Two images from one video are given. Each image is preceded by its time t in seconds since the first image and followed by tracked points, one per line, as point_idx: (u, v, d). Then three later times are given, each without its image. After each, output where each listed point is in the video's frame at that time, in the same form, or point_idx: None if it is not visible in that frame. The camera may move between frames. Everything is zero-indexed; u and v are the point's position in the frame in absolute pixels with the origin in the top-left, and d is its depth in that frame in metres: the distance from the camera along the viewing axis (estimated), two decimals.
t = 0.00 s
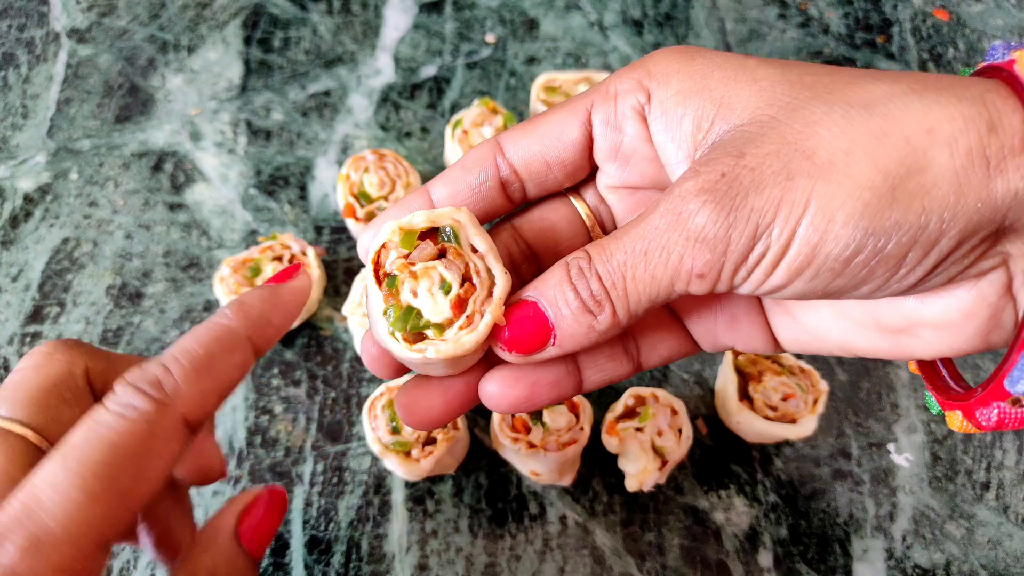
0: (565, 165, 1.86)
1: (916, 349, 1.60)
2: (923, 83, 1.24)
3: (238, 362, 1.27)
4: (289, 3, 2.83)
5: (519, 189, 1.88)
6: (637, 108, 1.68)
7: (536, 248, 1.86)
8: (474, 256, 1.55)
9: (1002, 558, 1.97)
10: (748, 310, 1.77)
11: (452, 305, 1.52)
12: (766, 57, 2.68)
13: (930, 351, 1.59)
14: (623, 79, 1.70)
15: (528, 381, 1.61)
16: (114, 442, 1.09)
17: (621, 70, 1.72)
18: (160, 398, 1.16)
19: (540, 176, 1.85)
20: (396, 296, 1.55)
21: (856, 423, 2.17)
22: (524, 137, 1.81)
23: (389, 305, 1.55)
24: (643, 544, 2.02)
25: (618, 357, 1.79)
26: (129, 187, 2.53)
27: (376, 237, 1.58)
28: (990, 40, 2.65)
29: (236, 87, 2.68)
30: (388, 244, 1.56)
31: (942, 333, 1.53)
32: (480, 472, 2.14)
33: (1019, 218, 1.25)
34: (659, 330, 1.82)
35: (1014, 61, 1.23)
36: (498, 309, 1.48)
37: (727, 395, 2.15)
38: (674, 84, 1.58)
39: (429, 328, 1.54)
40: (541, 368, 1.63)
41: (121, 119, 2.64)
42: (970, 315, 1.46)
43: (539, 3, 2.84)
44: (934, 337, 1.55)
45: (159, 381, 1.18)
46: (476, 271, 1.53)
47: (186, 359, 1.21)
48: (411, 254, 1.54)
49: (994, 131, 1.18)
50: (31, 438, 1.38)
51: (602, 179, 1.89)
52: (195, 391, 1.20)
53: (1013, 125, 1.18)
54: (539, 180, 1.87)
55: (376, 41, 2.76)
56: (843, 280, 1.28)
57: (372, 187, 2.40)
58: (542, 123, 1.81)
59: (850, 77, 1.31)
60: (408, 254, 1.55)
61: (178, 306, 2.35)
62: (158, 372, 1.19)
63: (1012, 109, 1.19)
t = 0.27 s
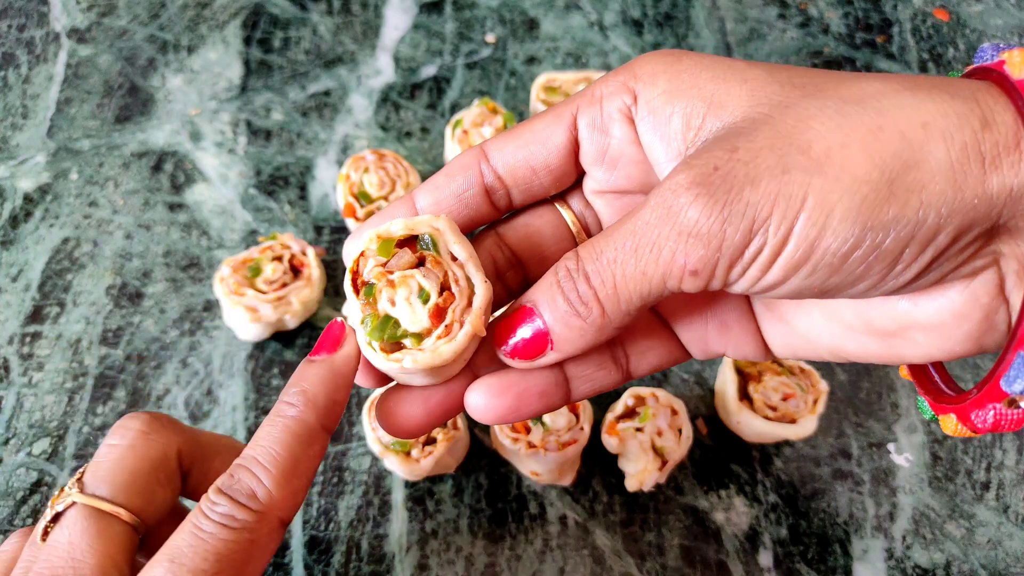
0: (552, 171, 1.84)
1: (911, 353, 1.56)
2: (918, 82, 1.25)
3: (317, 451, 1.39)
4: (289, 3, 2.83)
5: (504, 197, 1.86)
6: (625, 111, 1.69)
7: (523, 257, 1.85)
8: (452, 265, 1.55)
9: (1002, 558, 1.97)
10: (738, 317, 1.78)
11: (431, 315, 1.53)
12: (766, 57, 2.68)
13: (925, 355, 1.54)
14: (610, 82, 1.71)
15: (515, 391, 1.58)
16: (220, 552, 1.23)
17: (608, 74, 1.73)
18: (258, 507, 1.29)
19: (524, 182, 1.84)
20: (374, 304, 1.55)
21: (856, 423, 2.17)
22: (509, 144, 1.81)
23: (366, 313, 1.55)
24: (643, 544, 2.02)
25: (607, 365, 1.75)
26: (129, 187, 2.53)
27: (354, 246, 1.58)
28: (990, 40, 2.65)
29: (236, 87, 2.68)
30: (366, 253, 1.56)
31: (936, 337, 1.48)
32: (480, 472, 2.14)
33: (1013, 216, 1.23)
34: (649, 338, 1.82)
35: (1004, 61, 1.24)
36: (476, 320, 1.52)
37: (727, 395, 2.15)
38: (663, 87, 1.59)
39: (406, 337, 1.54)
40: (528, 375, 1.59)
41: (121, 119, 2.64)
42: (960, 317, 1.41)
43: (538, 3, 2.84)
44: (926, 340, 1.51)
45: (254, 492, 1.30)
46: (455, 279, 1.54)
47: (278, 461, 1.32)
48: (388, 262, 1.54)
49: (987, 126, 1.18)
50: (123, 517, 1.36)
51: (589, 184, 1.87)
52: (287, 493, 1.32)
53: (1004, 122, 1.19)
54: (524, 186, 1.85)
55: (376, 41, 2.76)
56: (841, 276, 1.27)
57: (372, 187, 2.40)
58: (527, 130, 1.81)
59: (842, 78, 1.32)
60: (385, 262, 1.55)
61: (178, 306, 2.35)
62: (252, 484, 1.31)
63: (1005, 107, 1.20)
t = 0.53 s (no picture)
0: (553, 181, 1.77)
1: (931, 349, 1.43)
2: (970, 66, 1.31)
3: (319, 448, 1.40)
4: (289, 3, 2.83)
5: (502, 210, 1.83)
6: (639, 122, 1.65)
7: (515, 273, 1.88)
8: (446, 279, 1.57)
9: (1001, 558, 1.97)
10: (738, 325, 1.66)
11: (418, 330, 1.53)
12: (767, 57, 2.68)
13: (948, 350, 1.41)
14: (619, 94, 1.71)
15: (503, 405, 1.57)
16: (220, 548, 1.23)
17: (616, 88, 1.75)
18: (258, 503, 1.29)
19: (523, 193, 1.80)
20: (362, 313, 1.55)
21: (857, 423, 2.16)
22: (510, 157, 1.77)
23: (353, 322, 1.53)
24: (643, 544, 2.02)
25: (598, 383, 1.70)
26: (129, 187, 2.53)
27: (348, 250, 1.60)
28: (990, 40, 2.66)
29: (236, 87, 2.68)
30: (358, 257, 1.58)
31: (961, 322, 1.36)
32: (480, 472, 2.13)
33: None
34: (644, 356, 1.73)
35: None
36: (464, 339, 1.54)
37: (727, 395, 2.15)
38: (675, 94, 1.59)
39: (392, 350, 1.53)
40: (516, 392, 1.59)
41: (121, 119, 2.63)
42: (990, 297, 1.33)
43: (539, 3, 2.84)
44: (948, 328, 1.39)
45: (255, 488, 1.30)
46: (446, 294, 1.56)
47: (279, 457, 1.33)
48: (380, 269, 1.55)
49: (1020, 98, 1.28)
50: (128, 514, 1.35)
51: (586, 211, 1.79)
52: (287, 490, 1.33)
53: None
54: (523, 199, 1.81)
55: (376, 41, 2.76)
56: (884, 155, 1.28)
57: (372, 187, 2.40)
58: (531, 141, 1.76)
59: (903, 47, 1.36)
60: (377, 269, 1.56)
61: (178, 306, 2.35)
62: (253, 480, 1.31)
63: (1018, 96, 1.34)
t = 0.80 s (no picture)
0: (554, 186, 1.82)
1: (935, 352, 1.43)
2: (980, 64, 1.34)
3: (314, 449, 1.39)
4: (289, 3, 2.83)
5: (500, 214, 1.83)
6: (653, 117, 1.72)
7: (513, 281, 1.86)
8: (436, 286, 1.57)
9: (1002, 558, 1.97)
10: (739, 331, 1.64)
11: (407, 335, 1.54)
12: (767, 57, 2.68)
13: (952, 353, 1.42)
14: (624, 100, 1.79)
15: (498, 414, 1.56)
16: (217, 549, 1.23)
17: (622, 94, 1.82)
18: (254, 504, 1.29)
19: (522, 200, 1.82)
20: (352, 317, 1.55)
21: (857, 423, 2.16)
22: (511, 162, 1.82)
23: (343, 325, 1.54)
24: (643, 545, 2.02)
25: (595, 395, 1.66)
26: (129, 187, 2.53)
27: (341, 253, 1.60)
28: (990, 40, 2.66)
29: (236, 87, 2.68)
30: (350, 261, 1.58)
31: (963, 324, 1.38)
32: (480, 472, 2.13)
33: None
34: (643, 367, 1.69)
35: None
36: (451, 347, 1.53)
37: (727, 395, 2.14)
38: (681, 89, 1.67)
39: (380, 356, 1.53)
40: (511, 401, 1.58)
41: (121, 119, 2.63)
42: (989, 295, 1.36)
43: (539, 3, 2.83)
44: (951, 329, 1.39)
45: (251, 489, 1.30)
46: (435, 302, 1.55)
47: (275, 458, 1.33)
48: (371, 274, 1.56)
49: None
50: (130, 519, 1.34)
51: (593, 204, 1.80)
52: (283, 489, 1.32)
53: None
54: (523, 204, 1.82)
55: (376, 41, 2.76)
56: (877, 135, 1.31)
57: (372, 187, 2.40)
58: (532, 148, 1.82)
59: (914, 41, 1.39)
60: (367, 273, 1.56)
61: (178, 306, 2.35)
62: (249, 481, 1.31)
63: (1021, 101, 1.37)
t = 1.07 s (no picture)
0: (554, 183, 1.81)
1: (933, 355, 1.43)
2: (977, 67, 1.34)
3: (312, 448, 1.39)
4: (289, 3, 2.83)
5: (500, 212, 1.82)
6: (652, 116, 1.72)
7: (512, 279, 1.85)
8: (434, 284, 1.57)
9: (1002, 558, 1.97)
10: (738, 331, 1.63)
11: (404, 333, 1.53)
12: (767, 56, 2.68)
13: (949, 356, 1.42)
14: (625, 98, 1.79)
15: (494, 407, 1.56)
16: (218, 549, 1.23)
17: (623, 92, 1.82)
18: (253, 503, 1.29)
19: (522, 197, 1.81)
20: (348, 314, 1.55)
21: (857, 422, 2.16)
22: (511, 158, 1.81)
23: (340, 322, 1.54)
24: (643, 544, 2.02)
25: (593, 391, 1.66)
26: (129, 187, 2.53)
27: (338, 250, 1.59)
28: (990, 40, 2.66)
29: (236, 87, 2.68)
30: (346, 258, 1.57)
31: (962, 328, 1.38)
32: (480, 472, 2.13)
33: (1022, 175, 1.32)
34: (640, 365, 1.69)
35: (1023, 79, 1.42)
36: (447, 346, 1.53)
37: (726, 395, 2.14)
38: (681, 89, 1.67)
39: (376, 354, 1.53)
40: (508, 395, 1.58)
41: (121, 119, 2.63)
42: (986, 299, 1.37)
43: (539, 3, 2.83)
44: (949, 333, 1.40)
45: (250, 488, 1.30)
46: (432, 300, 1.55)
47: (273, 457, 1.33)
48: (367, 272, 1.55)
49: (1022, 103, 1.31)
50: (131, 520, 1.34)
51: (593, 202, 1.80)
52: (282, 488, 1.33)
53: None
54: (523, 201, 1.82)
55: (376, 41, 2.76)
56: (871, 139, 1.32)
57: (372, 187, 2.40)
58: (533, 145, 1.82)
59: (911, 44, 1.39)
60: (364, 271, 1.55)
61: (178, 306, 2.35)
62: (248, 481, 1.31)
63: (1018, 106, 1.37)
